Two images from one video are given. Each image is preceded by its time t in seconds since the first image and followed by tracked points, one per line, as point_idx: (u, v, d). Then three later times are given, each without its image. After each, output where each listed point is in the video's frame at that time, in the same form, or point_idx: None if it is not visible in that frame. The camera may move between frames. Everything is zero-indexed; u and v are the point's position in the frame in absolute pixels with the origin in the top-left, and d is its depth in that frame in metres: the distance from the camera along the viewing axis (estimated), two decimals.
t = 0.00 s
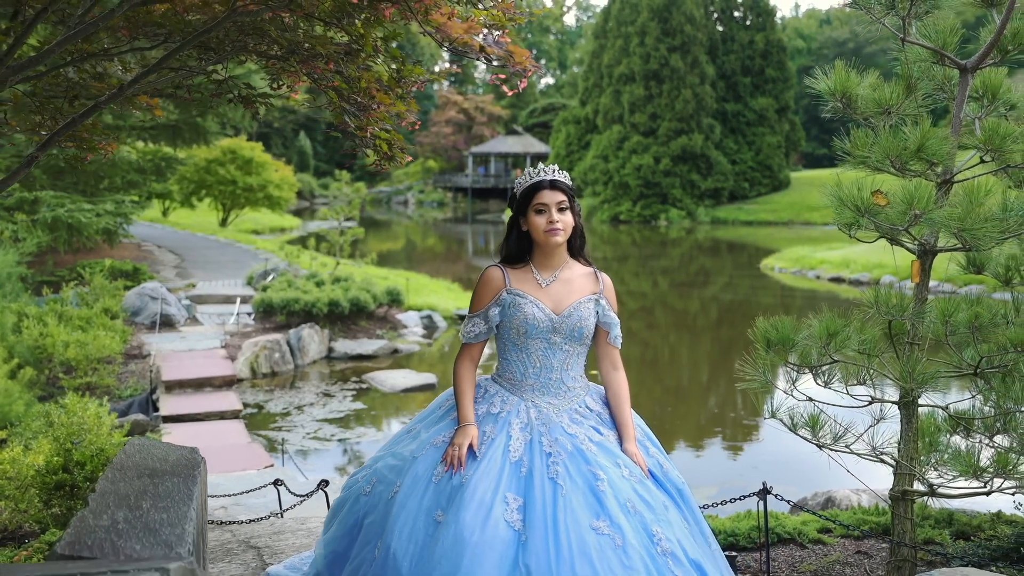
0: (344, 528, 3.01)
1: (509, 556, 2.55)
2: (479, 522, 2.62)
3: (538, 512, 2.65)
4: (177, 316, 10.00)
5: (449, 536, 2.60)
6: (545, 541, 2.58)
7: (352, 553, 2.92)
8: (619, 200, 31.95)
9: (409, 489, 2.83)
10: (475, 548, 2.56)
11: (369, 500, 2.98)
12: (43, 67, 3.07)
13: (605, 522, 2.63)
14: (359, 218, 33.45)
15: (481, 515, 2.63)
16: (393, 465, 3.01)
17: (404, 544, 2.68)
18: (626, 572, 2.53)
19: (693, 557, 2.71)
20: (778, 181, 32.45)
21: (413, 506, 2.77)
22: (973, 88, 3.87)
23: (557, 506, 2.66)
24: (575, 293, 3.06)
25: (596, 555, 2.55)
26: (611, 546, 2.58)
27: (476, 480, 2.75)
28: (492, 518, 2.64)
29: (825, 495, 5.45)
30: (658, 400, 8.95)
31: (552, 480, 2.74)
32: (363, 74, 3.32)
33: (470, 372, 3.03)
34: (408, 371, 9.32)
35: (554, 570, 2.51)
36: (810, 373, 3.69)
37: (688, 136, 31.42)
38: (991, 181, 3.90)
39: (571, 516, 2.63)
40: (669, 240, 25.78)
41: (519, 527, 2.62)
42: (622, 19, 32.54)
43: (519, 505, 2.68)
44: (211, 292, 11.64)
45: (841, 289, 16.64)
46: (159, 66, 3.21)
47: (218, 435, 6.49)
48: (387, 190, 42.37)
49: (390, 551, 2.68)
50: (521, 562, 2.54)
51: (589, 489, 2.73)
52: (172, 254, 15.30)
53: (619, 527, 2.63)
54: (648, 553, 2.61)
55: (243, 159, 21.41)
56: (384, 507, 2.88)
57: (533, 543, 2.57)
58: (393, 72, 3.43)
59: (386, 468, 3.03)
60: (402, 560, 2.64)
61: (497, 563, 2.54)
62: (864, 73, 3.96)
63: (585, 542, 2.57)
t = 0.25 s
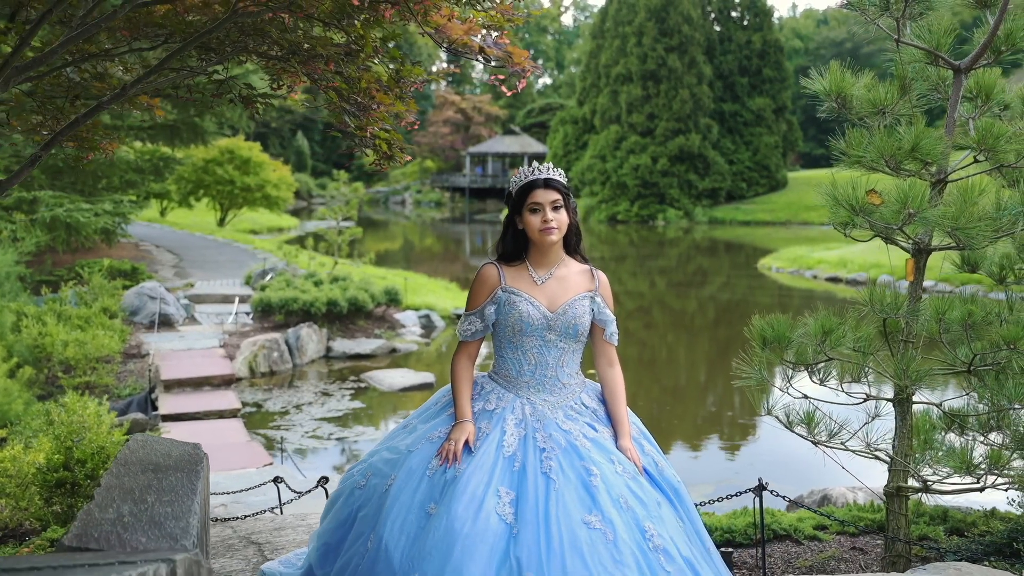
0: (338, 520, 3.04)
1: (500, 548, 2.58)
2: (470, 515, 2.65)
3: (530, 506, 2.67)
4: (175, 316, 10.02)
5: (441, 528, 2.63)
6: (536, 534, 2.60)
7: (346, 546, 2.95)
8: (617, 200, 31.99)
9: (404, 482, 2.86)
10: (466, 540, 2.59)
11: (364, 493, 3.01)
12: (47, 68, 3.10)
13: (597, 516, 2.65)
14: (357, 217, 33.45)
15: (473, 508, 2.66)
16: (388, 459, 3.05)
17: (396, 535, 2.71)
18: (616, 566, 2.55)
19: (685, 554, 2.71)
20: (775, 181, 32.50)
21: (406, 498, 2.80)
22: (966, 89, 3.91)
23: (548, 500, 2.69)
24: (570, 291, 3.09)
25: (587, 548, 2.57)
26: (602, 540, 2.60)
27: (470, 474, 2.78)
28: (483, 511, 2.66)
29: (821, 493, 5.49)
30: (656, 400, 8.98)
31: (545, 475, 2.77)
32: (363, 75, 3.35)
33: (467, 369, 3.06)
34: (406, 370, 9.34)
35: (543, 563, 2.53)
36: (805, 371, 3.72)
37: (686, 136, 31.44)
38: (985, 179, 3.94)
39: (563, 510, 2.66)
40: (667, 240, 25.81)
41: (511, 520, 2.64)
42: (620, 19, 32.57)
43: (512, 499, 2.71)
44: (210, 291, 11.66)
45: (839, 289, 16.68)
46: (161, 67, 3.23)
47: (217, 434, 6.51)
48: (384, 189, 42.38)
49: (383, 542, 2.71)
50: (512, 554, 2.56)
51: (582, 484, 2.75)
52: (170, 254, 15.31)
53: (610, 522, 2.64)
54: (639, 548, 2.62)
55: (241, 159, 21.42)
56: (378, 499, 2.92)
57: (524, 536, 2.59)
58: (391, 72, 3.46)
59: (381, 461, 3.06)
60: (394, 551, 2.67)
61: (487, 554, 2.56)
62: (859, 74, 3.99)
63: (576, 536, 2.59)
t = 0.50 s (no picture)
0: (335, 515, 3.07)
1: (494, 544, 2.60)
2: (465, 511, 2.67)
3: (525, 503, 2.70)
4: (174, 315, 10.05)
5: (435, 524, 2.65)
6: (529, 530, 2.62)
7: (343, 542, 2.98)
8: (615, 200, 32.02)
9: (400, 478, 2.89)
10: (460, 536, 2.61)
11: (361, 490, 3.04)
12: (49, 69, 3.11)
13: (591, 514, 2.67)
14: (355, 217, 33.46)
15: (468, 504, 2.69)
16: (386, 455, 3.08)
17: (392, 530, 2.74)
18: (609, 563, 2.56)
19: (678, 553, 2.73)
20: (773, 181, 32.55)
21: (403, 494, 2.83)
22: (961, 89, 3.95)
23: (543, 498, 2.71)
24: (567, 289, 3.11)
25: (580, 544, 2.59)
26: (596, 537, 2.62)
27: (465, 470, 2.81)
28: (478, 507, 2.69)
29: (818, 491, 5.52)
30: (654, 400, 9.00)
31: (540, 472, 2.79)
32: (363, 75, 3.38)
33: (465, 368, 3.09)
34: (404, 369, 9.36)
35: (537, 559, 2.55)
36: (802, 369, 3.75)
37: (684, 136, 31.49)
38: (980, 179, 3.97)
39: (557, 507, 2.68)
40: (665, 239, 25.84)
41: (505, 517, 2.67)
42: (618, 19, 32.61)
43: (508, 496, 2.73)
44: (208, 291, 11.67)
45: (836, 289, 16.73)
46: (162, 68, 3.25)
47: (216, 433, 6.53)
48: (382, 189, 42.41)
49: (379, 537, 2.73)
50: (505, 550, 2.58)
51: (577, 481, 2.77)
52: (169, 254, 15.32)
53: (604, 519, 2.66)
54: (633, 545, 2.64)
55: (239, 158, 21.43)
56: (375, 495, 2.94)
57: (517, 532, 2.62)
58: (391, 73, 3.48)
59: (380, 458, 3.09)
60: (390, 546, 2.69)
61: (480, 550, 2.58)
62: (856, 74, 4.02)
63: (570, 532, 2.61)
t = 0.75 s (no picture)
0: (335, 510, 3.11)
1: (488, 540, 2.63)
2: (460, 507, 2.70)
3: (520, 500, 2.73)
4: (173, 315, 10.08)
5: (431, 521, 2.69)
6: (523, 526, 2.65)
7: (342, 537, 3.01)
8: (613, 200, 32.07)
9: (398, 475, 2.92)
10: (454, 532, 2.64)
11: (361, 486, 3.07)
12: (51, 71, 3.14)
13: (585, 511, 2.70)
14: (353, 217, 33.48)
15: (463, 502, 2.72)
16: (386, 452, 3.11)
17: (389, 526, 2.77)
18: (602, 559, 2.59)
19: (673, 550, 2.75)
20: (771, 181, 32.61)
21: (400, 491, 2.86)
22: (955, 89, 3.97)
23: (538, 495, 2.74)
24: (564, 288, 3.14)
25: (574, 541, 2.62)
26: (589, 534, 2.64)
27: (462, 468, 2.84)
28: (473, 504, 2.72)
29: (814, 489, 5.56)
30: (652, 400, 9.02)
31: (536, 470, 2.83)
32: (363, 77, 3.42)
33: (465, 367, 3.13)
34: (402, 369, 9.39)
35: (530, 556, 2.58)
36: (797, 367, 3.78)
37: (681, 136, 31.53)
38: (975, 179, 4.00)
39: (551, 505, 2.71)
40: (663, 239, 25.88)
41: (500, 513, 2.70)
42: (615, 19, 32.65)
43: (503, 493, 2.76)
44: (207, 291, 11.70)
45: (834, 288, 16.78)
46: (162, 70, 3.28)
47: (215, 432, 6.55)
48: (381, 189, 42.44)
49: (376, 532, 2.77)
50: (499, 546, 2.61)
51: (572, 479, 2.80)
52: (167, 254, 15.35)
53: (598, 516, 2.69)
54: (626, 542, 2.66)
55: (237, 159, 21.44)
56: (374, 491, 2.98)
57: (512, 529, 2.64)
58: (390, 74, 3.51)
59: (380, 455, 3.13)
60: (385, 541, 2.72)
61: (474, 546, 2.61)
62: (851, 76, 4.06)
63: (564, 529, 2.64)
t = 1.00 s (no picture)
0: (337, 508, 3.14)
1: (484, 539, 2.66)
2: (458, 507, 2.73)
3: (517, 500, 2.75)
4: (171, 315, 10.11)
5: (428, 520, 2.72)
6: (519, 526, 2.68)
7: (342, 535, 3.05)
8: (610, 200, 32.09)
9: (398, 474, 2.96)
10: (451, 532, 2.67)
11: (362, 484, 3.11)
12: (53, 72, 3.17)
13: (581, 511, 2.72)
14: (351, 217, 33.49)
15: (460, 502, 2.75)
16: (387, 451, 3.15)
17: (387, 525, 2.80)
18: (598, 560, 2.61)
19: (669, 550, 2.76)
20: (769, 181, 32.65)
21: (399, 490, 2.89)
22: (948, 90, 4.00)
23: (535, 495, 2.77)
24: (561, 288, 3.16)
25: (569, 541, 2.64)
26: (585, 534, 2.67)
27: (460, 468, 2.87)
28: (470, 504, 2.75)
29: (810, 487, 5.60)
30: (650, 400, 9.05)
31: (533, 470, 2.85)
32: (361, 78, 3.45)
33: (465, 369, 3.16)
34: (400, 368, 9.41)
35: (525, 556, 2.60)
36: (793, 366, 3.81)
37: (679, 136, 31.57)
38: (969, 179, 4.02)
39: (548, 505, 2.73)
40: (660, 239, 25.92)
41: (497, 513, 2.73)
42: (613, 19, 32.69)
43: (501, 493, 2.79)
44: (205, 291, 11.72)
45: (831, 288, 16.82)
46: (163, 71, 3.31)
47: (215, 431, 6.58)
48: (378, 189, 42.44)
49: (375, 530, 2.80)
50: (495, 546, 2.64)
51: (568, 479, 2.83)
52: (165, 254, 15.36)
53: (594, 517, 2.71)
54: (622, 543, 2.68)
55: (235, 159, 21.45)
56: (374, 490, 3.01)
57: (508, 529, 2.67)
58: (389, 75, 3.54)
59: (382, 454, 3.16)
60: (383, 538, 2.76)
61: (471, 545, 2.64)
62: (845, 77, 4.09)
63: (560, 530, 2.67)
